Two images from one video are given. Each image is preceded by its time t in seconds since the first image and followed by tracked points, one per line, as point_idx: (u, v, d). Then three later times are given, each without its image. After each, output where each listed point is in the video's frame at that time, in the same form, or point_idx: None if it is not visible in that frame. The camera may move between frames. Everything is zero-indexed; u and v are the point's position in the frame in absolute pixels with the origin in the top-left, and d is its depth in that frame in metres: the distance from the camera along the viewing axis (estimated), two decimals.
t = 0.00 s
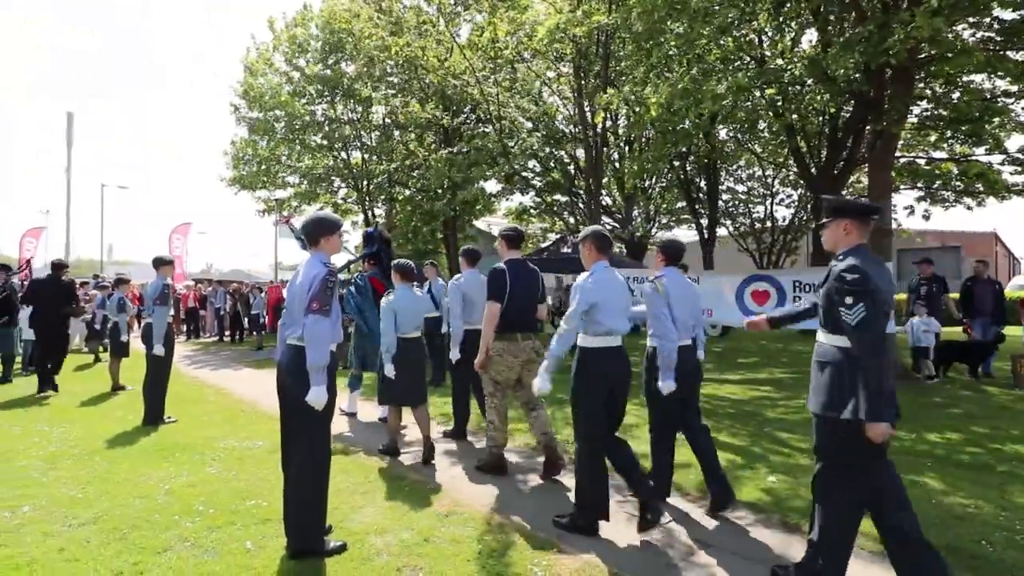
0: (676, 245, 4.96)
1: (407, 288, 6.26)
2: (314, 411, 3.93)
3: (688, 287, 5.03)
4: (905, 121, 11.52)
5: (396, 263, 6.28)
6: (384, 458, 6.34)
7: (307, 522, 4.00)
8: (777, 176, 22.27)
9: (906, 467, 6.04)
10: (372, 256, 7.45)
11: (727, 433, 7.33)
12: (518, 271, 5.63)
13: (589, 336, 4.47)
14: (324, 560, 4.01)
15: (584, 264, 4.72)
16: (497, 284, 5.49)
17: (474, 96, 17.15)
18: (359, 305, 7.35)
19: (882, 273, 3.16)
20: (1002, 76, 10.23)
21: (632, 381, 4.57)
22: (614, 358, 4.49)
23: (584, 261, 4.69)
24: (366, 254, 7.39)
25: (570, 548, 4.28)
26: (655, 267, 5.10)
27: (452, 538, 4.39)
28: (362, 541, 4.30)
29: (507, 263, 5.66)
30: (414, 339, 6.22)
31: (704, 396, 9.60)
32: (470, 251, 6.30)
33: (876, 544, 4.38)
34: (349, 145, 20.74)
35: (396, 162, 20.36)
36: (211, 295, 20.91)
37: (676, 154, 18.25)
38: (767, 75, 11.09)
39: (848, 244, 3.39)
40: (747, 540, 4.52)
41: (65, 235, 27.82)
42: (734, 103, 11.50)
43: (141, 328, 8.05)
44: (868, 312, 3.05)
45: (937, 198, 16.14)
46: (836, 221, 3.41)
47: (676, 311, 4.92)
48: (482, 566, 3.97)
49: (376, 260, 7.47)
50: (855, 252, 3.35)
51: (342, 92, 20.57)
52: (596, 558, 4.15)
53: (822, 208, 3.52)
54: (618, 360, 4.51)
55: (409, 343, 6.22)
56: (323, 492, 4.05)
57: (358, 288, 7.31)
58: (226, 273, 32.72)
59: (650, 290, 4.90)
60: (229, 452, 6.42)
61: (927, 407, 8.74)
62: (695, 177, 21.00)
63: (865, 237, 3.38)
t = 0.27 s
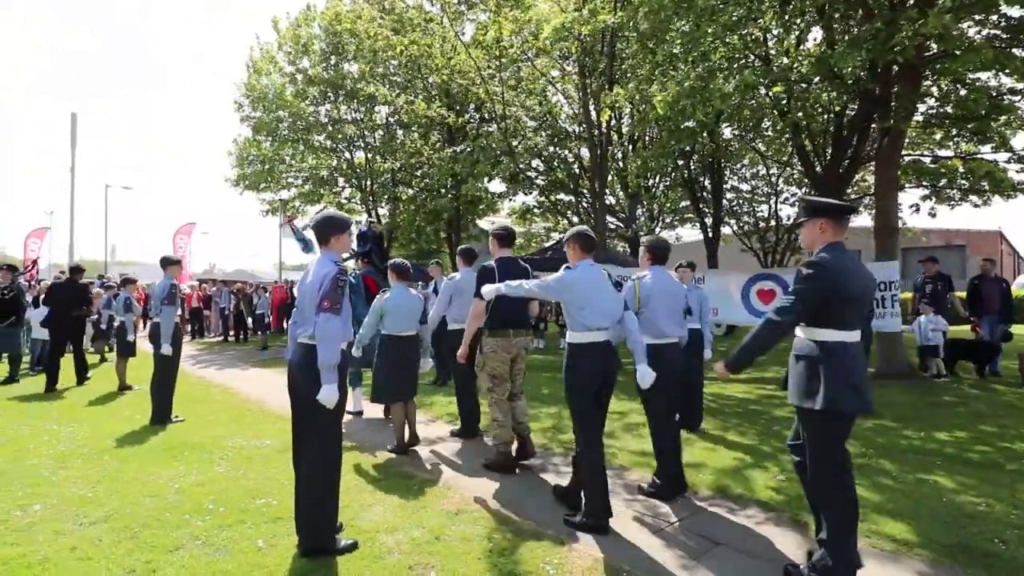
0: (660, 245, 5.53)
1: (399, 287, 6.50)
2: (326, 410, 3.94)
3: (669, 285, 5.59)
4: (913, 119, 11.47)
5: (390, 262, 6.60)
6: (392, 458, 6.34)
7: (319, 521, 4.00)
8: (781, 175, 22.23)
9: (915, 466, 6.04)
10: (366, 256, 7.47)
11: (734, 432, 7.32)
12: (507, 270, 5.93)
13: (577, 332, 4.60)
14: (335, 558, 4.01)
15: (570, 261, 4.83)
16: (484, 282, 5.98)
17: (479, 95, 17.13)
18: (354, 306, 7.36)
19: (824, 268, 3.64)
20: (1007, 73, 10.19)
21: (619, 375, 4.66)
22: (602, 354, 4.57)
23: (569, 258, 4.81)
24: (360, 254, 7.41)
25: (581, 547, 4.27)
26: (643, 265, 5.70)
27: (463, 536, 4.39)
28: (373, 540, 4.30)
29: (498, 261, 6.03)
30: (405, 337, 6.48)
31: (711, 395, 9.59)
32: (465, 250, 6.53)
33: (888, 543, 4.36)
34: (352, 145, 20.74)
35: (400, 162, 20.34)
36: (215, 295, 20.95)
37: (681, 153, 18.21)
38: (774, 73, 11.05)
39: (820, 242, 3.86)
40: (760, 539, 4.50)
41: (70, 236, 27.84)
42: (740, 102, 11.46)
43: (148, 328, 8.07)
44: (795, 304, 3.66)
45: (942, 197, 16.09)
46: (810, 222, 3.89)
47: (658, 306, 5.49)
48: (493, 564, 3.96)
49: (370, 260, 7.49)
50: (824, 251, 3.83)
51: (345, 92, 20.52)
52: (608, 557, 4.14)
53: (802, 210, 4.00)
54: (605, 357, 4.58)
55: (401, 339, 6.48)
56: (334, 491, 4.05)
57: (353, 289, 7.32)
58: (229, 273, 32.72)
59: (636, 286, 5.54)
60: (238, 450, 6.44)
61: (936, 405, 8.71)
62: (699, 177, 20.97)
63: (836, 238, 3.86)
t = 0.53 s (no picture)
0: (645, 247, 5.40)
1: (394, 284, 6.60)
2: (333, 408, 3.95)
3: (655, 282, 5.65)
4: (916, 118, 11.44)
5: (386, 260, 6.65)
6: (396, 456, 6.33)
7: (325, 521, 4.00)
8: (783, 173, 22.23)
9: (920, 465, 6.03)
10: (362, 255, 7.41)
11: (738, 431, 7.31)
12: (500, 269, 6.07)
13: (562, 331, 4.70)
14: (342, 557, 4.01)
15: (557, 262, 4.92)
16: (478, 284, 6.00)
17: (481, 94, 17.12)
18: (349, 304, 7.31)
19: (789, 265, 3.82)
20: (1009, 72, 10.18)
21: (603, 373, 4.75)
22: (587, 354, 4.66)
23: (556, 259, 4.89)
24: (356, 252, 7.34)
25: (587, 546, 4.26)
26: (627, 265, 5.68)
27: (468, 535, 4.39)
28: (378, 539, 4.30)
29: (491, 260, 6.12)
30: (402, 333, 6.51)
31: (714, 394, 9.58)
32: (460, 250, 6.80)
33: (895, 542, 4.35)
34: (354, 144, 20.73)
35: (402, 161, 20.34)
36: (217, 294, 20.96)
37: (682, 152, 18.21)
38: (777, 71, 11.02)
39: (795, 242, 4.04)
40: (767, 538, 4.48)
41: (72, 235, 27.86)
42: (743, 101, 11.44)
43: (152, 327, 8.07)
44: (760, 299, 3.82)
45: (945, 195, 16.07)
46: (788, 223, 4.06)
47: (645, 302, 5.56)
48: (499, 562, 3.96)
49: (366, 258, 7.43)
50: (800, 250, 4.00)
51: (347, 92, 20.54)
52: (614, 556, 4.13)
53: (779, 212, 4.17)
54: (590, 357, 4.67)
55: (397, 336, 6.50)
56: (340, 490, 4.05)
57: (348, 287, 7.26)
58: (230, 273, 32.76)
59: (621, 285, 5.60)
60: (242, 449, 6.44)
61: (941, 404, 8.70)
62: (701, 176, 20.96)
63: (812, 238, 4.02)
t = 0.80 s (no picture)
0: (631, 246, 5.55)
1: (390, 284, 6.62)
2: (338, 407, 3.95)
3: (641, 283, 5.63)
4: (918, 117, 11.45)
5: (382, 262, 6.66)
6: (399, 456, 6.33)
7: (329, 521, 4.00)
8: (783, 173, 22.23)
9: (924, 464, 6.03)
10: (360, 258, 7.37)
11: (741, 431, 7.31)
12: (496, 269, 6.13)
13: (554, 327, 5.05)
14: (347, 557, 4.00)
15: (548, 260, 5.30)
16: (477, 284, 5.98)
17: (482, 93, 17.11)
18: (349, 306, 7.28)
19: (765, 268, 4.06)
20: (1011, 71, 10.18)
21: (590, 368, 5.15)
22: (574, 348, 5.04)
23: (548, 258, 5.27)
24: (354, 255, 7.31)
25: (593, 546, 4.26)
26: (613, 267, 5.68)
27: (473, 534, 4.39)
28: (383, 539, 4.30)
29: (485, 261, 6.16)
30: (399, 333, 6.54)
31: (717, 394, 9.57)
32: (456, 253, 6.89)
33: (902, 542, 4.34)
34: (354, 144, 20.73)
35: (403, 161, 20.34)
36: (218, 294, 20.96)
37: (683, 152, 18.21)
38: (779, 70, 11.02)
39: (765, 243, 4.27)
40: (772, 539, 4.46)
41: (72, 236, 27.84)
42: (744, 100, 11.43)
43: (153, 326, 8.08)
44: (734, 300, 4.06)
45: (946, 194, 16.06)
46: (758, 225, 4.28)
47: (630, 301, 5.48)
48: (504, 562, 3.96)
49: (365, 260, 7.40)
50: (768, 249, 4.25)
51: (347, 91, 20.54)
52: (619, 556, 4.13)
53: (752, 214, 4.37)
54: (576, 352, 5.05)
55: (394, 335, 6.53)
56: (345, 489, 4.05)
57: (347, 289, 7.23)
58: (231, 273, 32.74)
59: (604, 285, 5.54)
60: (244, 449, 6.44)
61: (944, 404, 8.70)
62: (701, 175, 20.95)
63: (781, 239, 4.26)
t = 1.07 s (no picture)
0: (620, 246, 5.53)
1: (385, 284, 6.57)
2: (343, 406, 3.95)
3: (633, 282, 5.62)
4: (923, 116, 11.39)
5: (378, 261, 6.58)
6: (403, 455, 6.32)
7: (334, 521, 4.00)
8: (786, 172, 22.21)
9: (929, 464, 6.01)
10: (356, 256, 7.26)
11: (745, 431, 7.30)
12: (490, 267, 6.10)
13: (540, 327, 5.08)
14: (352, 557, 4.00)
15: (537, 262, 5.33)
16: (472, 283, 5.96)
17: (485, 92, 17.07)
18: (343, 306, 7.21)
19: (755, 269, 4.22)
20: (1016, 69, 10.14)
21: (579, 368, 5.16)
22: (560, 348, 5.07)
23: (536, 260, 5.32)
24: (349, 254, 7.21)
25: (598, 545, 4.26)
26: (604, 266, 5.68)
27: (478, 534, 4.39)
28: (388, 538, 4.30)
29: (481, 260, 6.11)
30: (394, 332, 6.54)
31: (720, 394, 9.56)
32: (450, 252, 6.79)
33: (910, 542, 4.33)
34: (356, 143, 20.70)
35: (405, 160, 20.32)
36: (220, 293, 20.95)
37: (685, 151, 18.17)
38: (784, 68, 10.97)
39: (745, 244, 4.45)
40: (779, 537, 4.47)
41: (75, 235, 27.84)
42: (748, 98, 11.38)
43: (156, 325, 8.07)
44: (733, 298, 4.17)
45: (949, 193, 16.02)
46: (738, 227, 4.45)
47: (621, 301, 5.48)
48: (510, 561, 3.96)
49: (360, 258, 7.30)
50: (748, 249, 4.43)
51: (349, 91, 20.52)
52: (625, 556, 4.13)
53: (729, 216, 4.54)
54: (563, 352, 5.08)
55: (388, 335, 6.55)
56: (350, 488, 4.05)
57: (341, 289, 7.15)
58: (233, 272, 32.74)
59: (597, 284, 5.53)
60: (248, 448, 6.43)
61: (950, 403, 8.68)
62: (704, 175, 20.91)
63: (757, 240, 4.46)
